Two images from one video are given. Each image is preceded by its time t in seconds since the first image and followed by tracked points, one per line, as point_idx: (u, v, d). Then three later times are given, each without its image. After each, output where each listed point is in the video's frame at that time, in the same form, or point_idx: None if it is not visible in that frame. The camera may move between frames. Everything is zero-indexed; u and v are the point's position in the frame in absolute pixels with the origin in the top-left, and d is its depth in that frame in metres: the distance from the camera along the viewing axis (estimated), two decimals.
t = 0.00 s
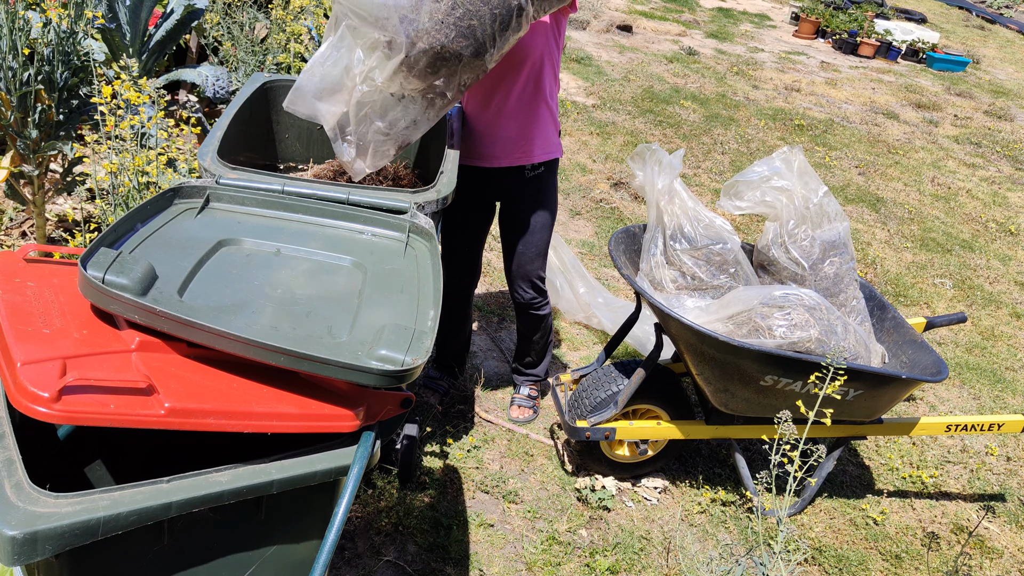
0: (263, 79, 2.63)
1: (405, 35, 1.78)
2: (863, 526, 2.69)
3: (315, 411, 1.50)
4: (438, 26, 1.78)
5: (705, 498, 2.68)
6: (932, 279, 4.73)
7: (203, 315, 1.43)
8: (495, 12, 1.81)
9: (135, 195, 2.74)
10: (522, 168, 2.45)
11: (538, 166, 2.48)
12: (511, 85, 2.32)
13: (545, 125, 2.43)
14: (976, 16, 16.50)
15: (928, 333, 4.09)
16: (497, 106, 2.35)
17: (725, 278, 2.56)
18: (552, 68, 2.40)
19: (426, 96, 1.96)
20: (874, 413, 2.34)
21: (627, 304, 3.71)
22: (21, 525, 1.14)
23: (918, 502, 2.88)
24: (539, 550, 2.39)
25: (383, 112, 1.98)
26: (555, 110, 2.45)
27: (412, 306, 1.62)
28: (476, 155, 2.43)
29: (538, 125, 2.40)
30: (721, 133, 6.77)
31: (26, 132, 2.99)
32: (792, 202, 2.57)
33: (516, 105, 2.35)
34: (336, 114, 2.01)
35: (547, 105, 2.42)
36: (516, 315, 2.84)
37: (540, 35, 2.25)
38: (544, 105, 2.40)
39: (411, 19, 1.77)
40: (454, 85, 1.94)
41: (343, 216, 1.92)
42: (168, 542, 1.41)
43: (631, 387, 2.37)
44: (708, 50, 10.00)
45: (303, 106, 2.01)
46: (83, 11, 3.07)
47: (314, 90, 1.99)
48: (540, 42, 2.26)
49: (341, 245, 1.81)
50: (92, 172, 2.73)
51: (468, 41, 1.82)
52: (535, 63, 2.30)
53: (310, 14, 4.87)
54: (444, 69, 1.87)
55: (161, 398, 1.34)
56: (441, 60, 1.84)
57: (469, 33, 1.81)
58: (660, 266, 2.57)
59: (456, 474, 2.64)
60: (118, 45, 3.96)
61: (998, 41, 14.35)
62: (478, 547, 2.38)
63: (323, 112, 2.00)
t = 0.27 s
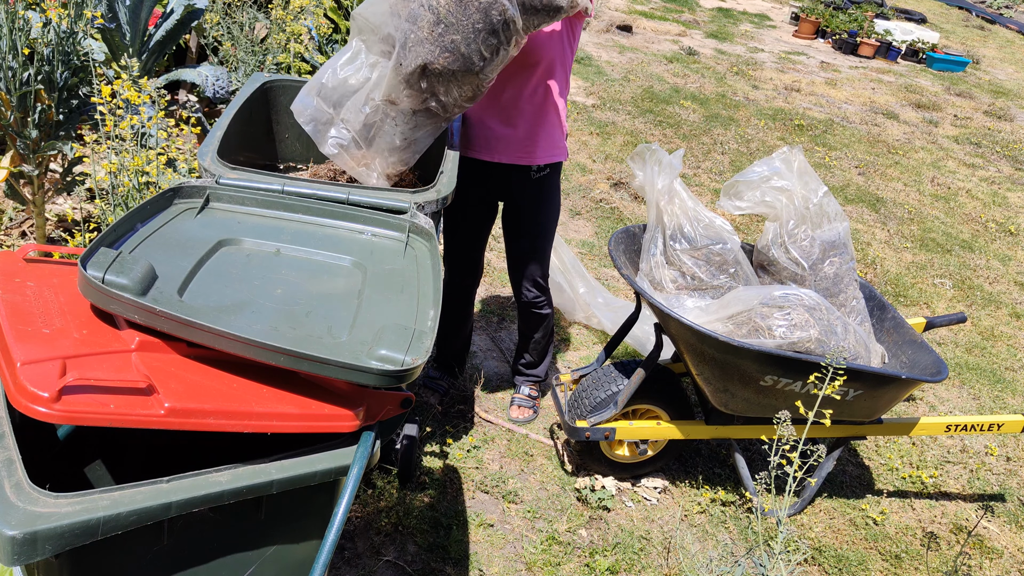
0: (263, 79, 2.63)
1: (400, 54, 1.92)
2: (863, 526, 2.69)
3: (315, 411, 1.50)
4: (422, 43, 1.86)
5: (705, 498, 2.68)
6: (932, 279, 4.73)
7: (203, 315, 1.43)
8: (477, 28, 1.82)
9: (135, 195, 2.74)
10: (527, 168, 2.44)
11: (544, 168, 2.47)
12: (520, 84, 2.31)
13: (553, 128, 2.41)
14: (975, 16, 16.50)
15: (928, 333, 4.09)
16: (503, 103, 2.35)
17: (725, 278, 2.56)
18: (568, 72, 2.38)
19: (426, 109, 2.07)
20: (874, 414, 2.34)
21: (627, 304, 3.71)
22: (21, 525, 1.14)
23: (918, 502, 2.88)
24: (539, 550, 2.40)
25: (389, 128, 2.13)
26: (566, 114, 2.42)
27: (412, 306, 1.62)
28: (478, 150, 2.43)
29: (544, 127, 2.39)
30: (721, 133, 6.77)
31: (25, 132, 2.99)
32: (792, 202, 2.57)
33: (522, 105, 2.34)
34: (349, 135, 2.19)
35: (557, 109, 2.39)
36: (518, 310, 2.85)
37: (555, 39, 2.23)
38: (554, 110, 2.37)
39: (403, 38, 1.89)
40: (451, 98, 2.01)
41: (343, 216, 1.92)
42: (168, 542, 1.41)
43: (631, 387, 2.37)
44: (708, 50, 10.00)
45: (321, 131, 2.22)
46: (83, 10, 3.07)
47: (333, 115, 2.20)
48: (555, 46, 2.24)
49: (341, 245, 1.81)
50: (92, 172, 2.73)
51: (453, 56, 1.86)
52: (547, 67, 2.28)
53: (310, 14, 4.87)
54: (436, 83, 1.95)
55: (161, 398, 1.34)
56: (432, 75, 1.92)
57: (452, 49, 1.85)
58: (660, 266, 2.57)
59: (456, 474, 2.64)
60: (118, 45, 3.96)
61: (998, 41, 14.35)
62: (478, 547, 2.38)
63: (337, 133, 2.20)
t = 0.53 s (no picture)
0: (263, 79, 2.63)
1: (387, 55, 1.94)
2: (863, 526, 2.69)
3: (315, 411, 1.50)
4: (406, 44, 1.87)
5: (705, 498, 2.69)
6: (932, 279, 4.73)
7: (203, 315, 1.43)
8: (460, 28, 1.83)
9: (135, 195, 2.74)
10: (534, 174, 2.45)
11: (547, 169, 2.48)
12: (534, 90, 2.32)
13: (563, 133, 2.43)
14: (976, 16, 16.50)
15: (928, 333, 4.09)
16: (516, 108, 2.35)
17: (724, 278, 2.56)
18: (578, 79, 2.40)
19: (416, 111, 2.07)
20: (874, 414, 2.34)
21: (627, 304, 3.71)
22: (20, 525, 1.14)
23: (918, 502, 2.88)
24: (539, 550, 2.40)
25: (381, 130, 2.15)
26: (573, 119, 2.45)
27: (412, 306, 1.62)
28: (487, 151, 2.43)
29: (554, 133, 2.40)
30: (721, 133, 6.77)
31: (25, 132, 2.99)
32: (792, 202, 2.57)
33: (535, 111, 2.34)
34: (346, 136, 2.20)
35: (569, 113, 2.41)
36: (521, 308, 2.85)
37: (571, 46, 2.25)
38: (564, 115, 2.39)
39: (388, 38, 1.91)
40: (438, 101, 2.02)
41: (343, 216, 1.91)
42: (168, 542, 1.41)
43: (631, 387, 2.37)
44: (708, 50, 10.00)
45: (320, 131, 2.24)
46: (83, 10, 3.07)
47: (332, 116, 2.23)
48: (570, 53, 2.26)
49: (340, 245, 1.81)
50: (92, 172, 2.73)
51: (436, 58, 1.87)
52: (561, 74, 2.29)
53: (310, 13, 4.87)
54: (423, 86, 1.96)
55: (161, 398, 1.34)
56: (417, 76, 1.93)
57: (435, 50, 1.86)
58: (660, 267, 2.57)
59: (456, 474, 2.64)
60: (118, 45, 3.96)
61: (998, 41, 14.35)
62: (478, 547, 2.38)
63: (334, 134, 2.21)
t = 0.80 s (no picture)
0: (263, 79, 2.63)
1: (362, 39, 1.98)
2: (863, 526, 2.69)
3: (315, 411, 1.50)
4: (381, 32, 1.92)
5: (705, 498, 2.68)
6: (932, 279, 4.73)
7: (203, 315, 1.43)
8: (432, 22, 1.87)
9: (135, 194, 2.74)
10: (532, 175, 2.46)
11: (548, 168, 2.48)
12: (537, 93, 2.34)
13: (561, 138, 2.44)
14: (976, 16, 16.50)
15: (928, 333, 4.09)
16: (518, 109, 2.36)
17: (724, 278, 2.56)
18: (580, 86, 2.42)
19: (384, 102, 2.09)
20: (874, 414, 2.34)
21: (627, 304, 3.71)
22: (21, 525, 1.14)
23: (918, 502, 2.88)
24: (539, 550, 2.40)
25: (349, 118, 2.15)
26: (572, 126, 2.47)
27: (412, 306, 1.62)
28: (485, 151, 2.44)
29: (552, 137, 2.41)
30: (721, 133, 6.77)
31: (25, 132, 2.99)
32: (792, 202, 2.57)
33: (536, 114, 2.36)
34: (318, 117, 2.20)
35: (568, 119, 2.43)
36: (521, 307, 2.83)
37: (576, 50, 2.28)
38: (564, 121, 2.41)
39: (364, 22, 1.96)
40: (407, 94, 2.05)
41: (344, 216, 1.91)
42: (168, 542, 1.41)
43: (631, 387, 2.37)
44: (709, 50, 10.00)
45: (292, 108, 2.24)
46: (83, 10, 3.07)
47: (307, 94, 2.21)
48: (575, 58, 2.28)
49: (340, 245, 1.81)
50: (92, 172, 2.73)
51: (407, 49, 1.92)
52: (564, 78, 2.31)
53: (310, 13, 4.87)
54: (394, 76, 2.00)
55: (161, 398, 1.34)
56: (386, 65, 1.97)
57: (406, 41, 1.90)
58: (660, 267, 2.57)
59: (456, 474, 2.64)
60: (118, 45, 3.96)
61: (999, 41, 14.34)
62: (478, 547, 2.38)
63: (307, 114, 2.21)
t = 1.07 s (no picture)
0: (263, 79, 2.63)
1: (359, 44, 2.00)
2: (863, 526, 2.69)
3: (315, 411, 1.50)
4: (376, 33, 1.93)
5: (705, 498, 2.68)
6: (932, 279, 4.73)
7: (203, 315, 1.43)
8: (423, 13, 1.89)
9: (135, 194, 2.74)
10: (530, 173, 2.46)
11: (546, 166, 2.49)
12: (530, 93, 2.33)
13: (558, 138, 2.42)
14: (976, 16, 16.48)
15: (928, 333, 4.09)
16: (512, 109, 2.37)
17: (724, 278, 2.56)
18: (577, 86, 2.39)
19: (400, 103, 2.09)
20: (874, 414, 2.34)
21: (627, 304, 3.71)
22: (20, 525, 1.14)
23: (918, 502, 2.88)
24: (539, 550, 2.40)
25: (371, 123, 2.16)
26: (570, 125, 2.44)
27: (412, 306, 1.62)
28: (479, 150, 2.45)
29: (547, 137, 2.39)
30: (721, 133, 6.77)
31: (25, 132, 2.99)
32: (792, 202, 2.56)
33: (529, 113, 2.35)
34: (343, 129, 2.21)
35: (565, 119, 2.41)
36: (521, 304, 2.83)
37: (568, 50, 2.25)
38: (559, 121, 2.39)
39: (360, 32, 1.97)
40: (417, 88, 2.05)
41: (343, 215, 1.91)
42: (167, 542, 1.41)
43: (631, 387, 2.37)
44: (709, 50, 10.00)
45: (318, 126, 2.24)
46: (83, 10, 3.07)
47: (329, 110, 2.23)
48: (567, 58, 2.26)
49: (340, 245, 1.81)
50: (91, 172, 2.73)
51: (404, 44, 1.93)
52: (557, 78, 2.30)
53: (310, 13, 4.87)
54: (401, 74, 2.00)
55: (161, 398, 1.34)
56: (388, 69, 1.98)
57: (401, 37, 1.92)
58: (660, 266, 2.57)
59: (456, 474, 2.64)
60: (118, 45, 3.97)
61: (999, 41, 14.33)
62: (477, 547, 2.38)
63: (332, 127, 2.21)
